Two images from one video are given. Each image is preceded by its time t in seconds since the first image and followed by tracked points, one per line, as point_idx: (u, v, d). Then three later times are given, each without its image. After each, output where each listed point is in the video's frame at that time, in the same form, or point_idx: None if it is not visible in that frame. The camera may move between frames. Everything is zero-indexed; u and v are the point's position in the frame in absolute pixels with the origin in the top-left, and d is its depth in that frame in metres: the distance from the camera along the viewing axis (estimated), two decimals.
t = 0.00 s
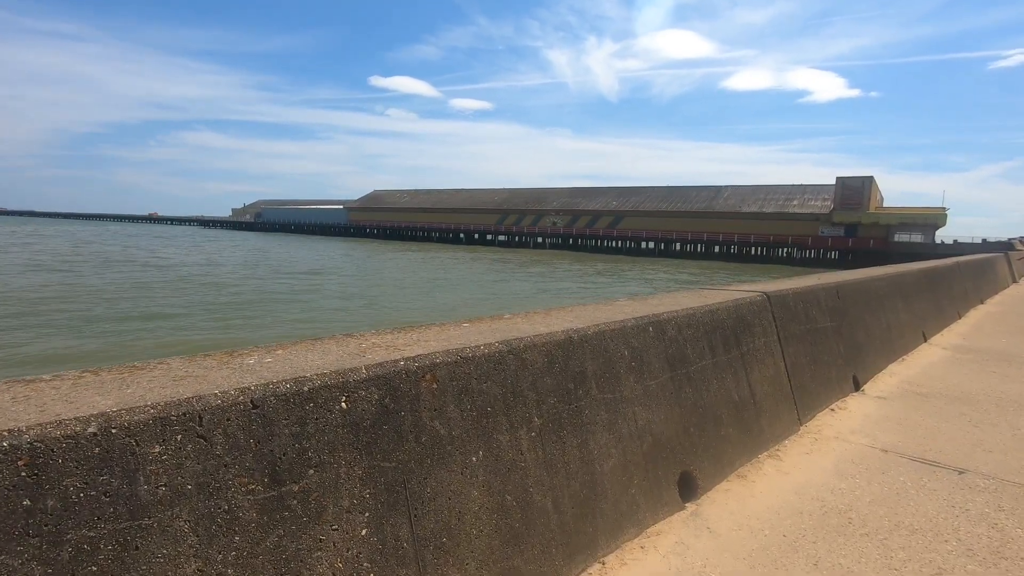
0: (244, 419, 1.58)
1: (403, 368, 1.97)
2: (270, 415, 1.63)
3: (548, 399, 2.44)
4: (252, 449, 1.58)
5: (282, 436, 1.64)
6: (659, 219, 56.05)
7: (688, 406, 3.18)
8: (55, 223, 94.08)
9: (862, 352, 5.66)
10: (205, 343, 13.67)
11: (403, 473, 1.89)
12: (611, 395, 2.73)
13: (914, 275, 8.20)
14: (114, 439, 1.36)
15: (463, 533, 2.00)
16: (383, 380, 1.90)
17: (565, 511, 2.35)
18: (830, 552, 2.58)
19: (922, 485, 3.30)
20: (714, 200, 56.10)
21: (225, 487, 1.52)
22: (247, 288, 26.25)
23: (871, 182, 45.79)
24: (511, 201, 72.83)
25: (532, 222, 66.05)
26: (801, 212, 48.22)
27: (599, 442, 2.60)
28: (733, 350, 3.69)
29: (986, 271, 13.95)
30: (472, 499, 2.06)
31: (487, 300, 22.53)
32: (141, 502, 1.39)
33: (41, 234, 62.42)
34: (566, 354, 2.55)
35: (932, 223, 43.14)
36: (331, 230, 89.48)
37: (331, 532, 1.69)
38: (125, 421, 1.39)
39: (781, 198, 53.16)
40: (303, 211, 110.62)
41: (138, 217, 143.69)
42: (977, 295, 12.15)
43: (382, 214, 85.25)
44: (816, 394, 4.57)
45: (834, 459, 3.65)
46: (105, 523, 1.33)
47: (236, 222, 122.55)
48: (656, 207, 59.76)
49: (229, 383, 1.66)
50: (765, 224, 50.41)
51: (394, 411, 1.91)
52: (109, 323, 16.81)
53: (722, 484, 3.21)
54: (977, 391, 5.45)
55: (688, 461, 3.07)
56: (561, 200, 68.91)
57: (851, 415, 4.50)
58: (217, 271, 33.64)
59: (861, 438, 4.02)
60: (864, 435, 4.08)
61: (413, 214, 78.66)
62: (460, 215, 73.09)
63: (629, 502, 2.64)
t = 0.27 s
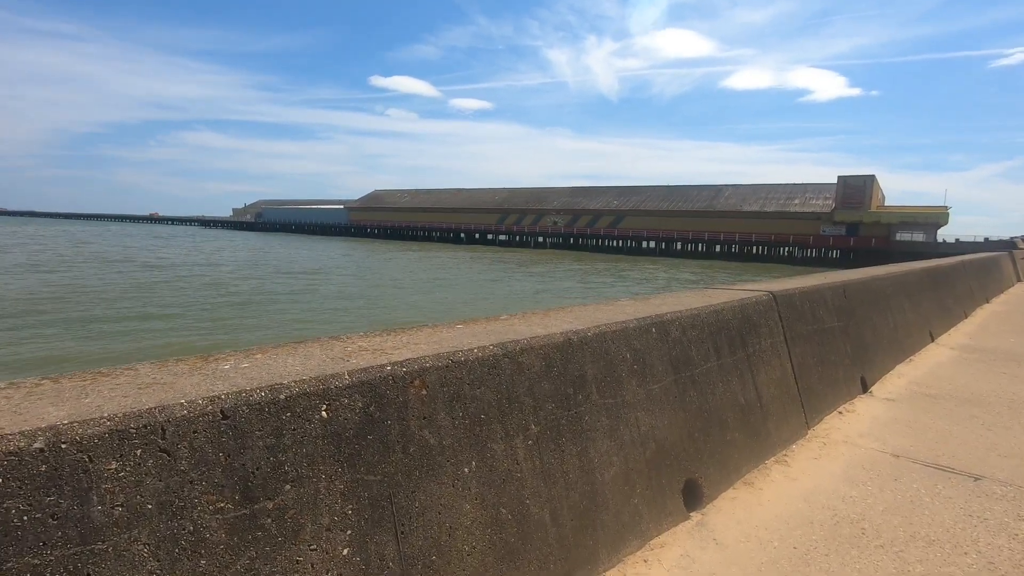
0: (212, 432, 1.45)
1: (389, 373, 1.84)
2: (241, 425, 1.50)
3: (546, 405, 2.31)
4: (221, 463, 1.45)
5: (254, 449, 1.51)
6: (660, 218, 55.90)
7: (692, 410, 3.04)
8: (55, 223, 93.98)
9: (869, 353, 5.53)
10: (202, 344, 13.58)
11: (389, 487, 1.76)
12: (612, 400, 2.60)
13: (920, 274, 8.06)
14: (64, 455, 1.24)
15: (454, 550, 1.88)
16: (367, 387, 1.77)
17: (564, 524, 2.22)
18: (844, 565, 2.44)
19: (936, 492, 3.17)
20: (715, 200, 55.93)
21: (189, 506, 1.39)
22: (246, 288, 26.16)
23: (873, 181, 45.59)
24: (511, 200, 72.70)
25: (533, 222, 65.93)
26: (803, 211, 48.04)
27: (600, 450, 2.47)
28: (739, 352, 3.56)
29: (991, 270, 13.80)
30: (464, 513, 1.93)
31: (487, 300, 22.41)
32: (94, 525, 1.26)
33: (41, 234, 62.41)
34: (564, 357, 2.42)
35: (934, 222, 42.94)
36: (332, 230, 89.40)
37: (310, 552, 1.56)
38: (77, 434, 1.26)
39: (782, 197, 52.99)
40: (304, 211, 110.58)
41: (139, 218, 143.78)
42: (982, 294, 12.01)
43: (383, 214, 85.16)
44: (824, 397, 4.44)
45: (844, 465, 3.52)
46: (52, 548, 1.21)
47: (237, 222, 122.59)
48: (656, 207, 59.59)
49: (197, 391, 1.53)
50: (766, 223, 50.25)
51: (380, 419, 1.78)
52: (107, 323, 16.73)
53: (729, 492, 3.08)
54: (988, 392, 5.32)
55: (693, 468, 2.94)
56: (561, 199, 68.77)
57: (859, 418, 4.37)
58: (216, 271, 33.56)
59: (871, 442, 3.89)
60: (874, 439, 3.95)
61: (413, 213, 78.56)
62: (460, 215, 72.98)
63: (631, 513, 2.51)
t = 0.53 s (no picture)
0: (171, 448, 1.32)
1: (373, 382, 1.71)
2: (206, 442, 1.37)
3: (544, 415, 2.18)
4: (181, 484, 1.32)
5: (221, 466, 1.39)
6: (662, 218, 55.71)
7: (698, 418, 2.91)
8: (59, 223, 94.25)
9: (879, 356, 5.38)
10: (202, 344, 13.49)
11: (372, 506, 1.63)
12: (614, 408, 2.46)
13: (929, 274, 7.90)
14: None
15: (443, 573, 1.75)
16: (350, 397, 1.64)
17: (562, 542, 2.09)
18: None
19: (954, 503, 3.02)
20: (718, 199, 55.68)
21: (143, 533, 1.26)
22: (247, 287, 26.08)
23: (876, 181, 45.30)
24: (514, 200, 72.62)
25: (535, 222, 65.79)
26: (806, 211, 47.80)
27: (600, 461, 2.33)
28: (747, 356, 3.42)
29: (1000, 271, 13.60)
30: (454, 532, 1.80)
31: (488, 300, 22.29)
32: (33, 556, 1.14)
33: (44, 234, 62.53)
34: (562, 362, 2.28)
35: (938, 222, 42.64)
36: (334, 230, 89.39)
37: None
38: (17, 454, 1.14)
39: (785, 197, 52.71)
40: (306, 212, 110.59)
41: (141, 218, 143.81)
42: (992, 295, 11.81)
43: (385, 214, 85.13)
44: (833, 402, 4.30)
45: (856, 474, 3.38)
46: None
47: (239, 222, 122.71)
48: (659, 207, 59.40)
49: (158, 403, 1.40)
50: (769, 223, 50.01)
51: (362, 432, 1.65)
52: (106, 323, 16.65)
53: (736, 504, 2.93)
54: (1002, 397, 5.16)
55: (699, 480, 2.80)
56: (564, 199, 68.62)
57: (870, 424, 4.23)
58: (218, 271, 33.52)
59: (883, 449, 3.75)
60: (886, 446, 3.81)
61: (415, 213, 78.51)
62: (462, 215, 72.87)
63: (633, 528, 2.37)
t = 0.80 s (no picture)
0: (126, 475, 1.21)
1: (356, 398, 1.58)
2: (167, 467, 1.25)
3: (541, 430, 2.05)
4: (138, 514, 1.21)
5: (184, 494, 1.27)
6: (665, 219, 55.52)
7: (703, 430, 2.77)
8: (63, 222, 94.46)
9: (889, 361, 5.24)
10: (201, 345, 13.41)
11: (352, 533, 1.51)
12: (615, 421, 2.34)
13: (939, 277, 7.74)
14: None
15: None
16: (330, 416, 1.52)
17: (559, 566, 1.97)
18: None
19: (972, 520, 2.88)
20: (721, 200, 55.45)
21: (92, 571, 1.14)
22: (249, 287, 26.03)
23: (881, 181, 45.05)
24: (516, 201, 72.47)
25: (537, 222, 65.65)
26: (810, 212, 47.56)
27: (601, 478, 2.21)
28: (754, 364, 3.28)
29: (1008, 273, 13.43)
30: (442, 559, 1.68)
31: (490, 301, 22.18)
32: None
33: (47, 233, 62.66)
34: (560, 373, 2.16)
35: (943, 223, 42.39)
36: (337, 230, 89.41)
37: None
38: None
39: (789, 197, 52.46)
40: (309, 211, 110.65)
41: (144, 217, 144.26)
42: (1000, 298, 11.64)
43: (388, 214, 85.11)
44: (843, 410, 4.16)
45: (868, 488, 3.24)
46: None
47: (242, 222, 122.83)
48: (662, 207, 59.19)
49: (116, 424, 1.29)
50: (773, 223, 49.77)
51: (342, 453, 1.53)
52: (106, 323, 16.58)
53: (743, 520, 2.80)
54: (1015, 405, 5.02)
55: (704, 495, 2.67)
56: (566, 199, 68.44)
57: (881, 433, 4.09)
58: (220, 271, 33.49)
59: (895, 461, 3.62)
60: (898, 457, 3.67)
61: (418, 213, 78.46)
62: (465, 215, 72.77)
63: (635, 548, 2.25)
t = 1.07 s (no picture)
0: (75, 504, 1.09)
1: (338, 414, 1.47)
2: (124, 495, 1.14)
3: (538, 445, 1.93)
4: (89, 548, 1.10)
5: (143, 524, 1.16)
6: (669, 219, 55.30)
7: (709, 442, 2.65)
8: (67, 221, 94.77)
9: (899, 367, 5.10)
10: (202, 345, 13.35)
11: (332, 562, 1.40)
12: (617, 434, 2.21)
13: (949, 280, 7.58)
14: None
15: None
16: (308, 434, 1.41)
17: None
18: None
19: (992, 538, 2.75)
20: (725, 200, 55.20)
21: None
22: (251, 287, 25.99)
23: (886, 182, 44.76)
24: (519, 201, 72.32)
25: (541, 222, 65.49)
26: (814, 212, 47.29)
27: (602, 495, 2.09)
28: (762, 371, 3.16)
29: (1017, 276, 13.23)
30: None
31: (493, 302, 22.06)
32: None
33: (51, 232, 62.81)
34: (558, 385, 2.04)
35: (949, 224, 42.09)
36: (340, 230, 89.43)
37: None
38: None
39: (794, 198, 52.18)
40: (312, 211, 110.71)
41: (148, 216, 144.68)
42: (1010, 301, 11.46)
43: (391, 213, 85.06)
44: (853, 418, 4.03)
45: (881, 501, 3.12)
46: None
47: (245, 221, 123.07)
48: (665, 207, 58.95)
49: (70, 446, 1.18)
50: (777, 224, 49.50)
51: (322, 474, 1.42)
52: (107, 322, 16.54)
53: (751, 536, 2.68)
54: None
55: (711, 510, 2.54)
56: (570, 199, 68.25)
57: (892, 442, 3.96)
58: (223, 271, 33.47)
59: (908, 472, 3.49)
60: (911, 469, 3.54)
61: (421, 213, 78.38)
62: (468, 215, 72.66)
63: (638, 568, 2.13)
